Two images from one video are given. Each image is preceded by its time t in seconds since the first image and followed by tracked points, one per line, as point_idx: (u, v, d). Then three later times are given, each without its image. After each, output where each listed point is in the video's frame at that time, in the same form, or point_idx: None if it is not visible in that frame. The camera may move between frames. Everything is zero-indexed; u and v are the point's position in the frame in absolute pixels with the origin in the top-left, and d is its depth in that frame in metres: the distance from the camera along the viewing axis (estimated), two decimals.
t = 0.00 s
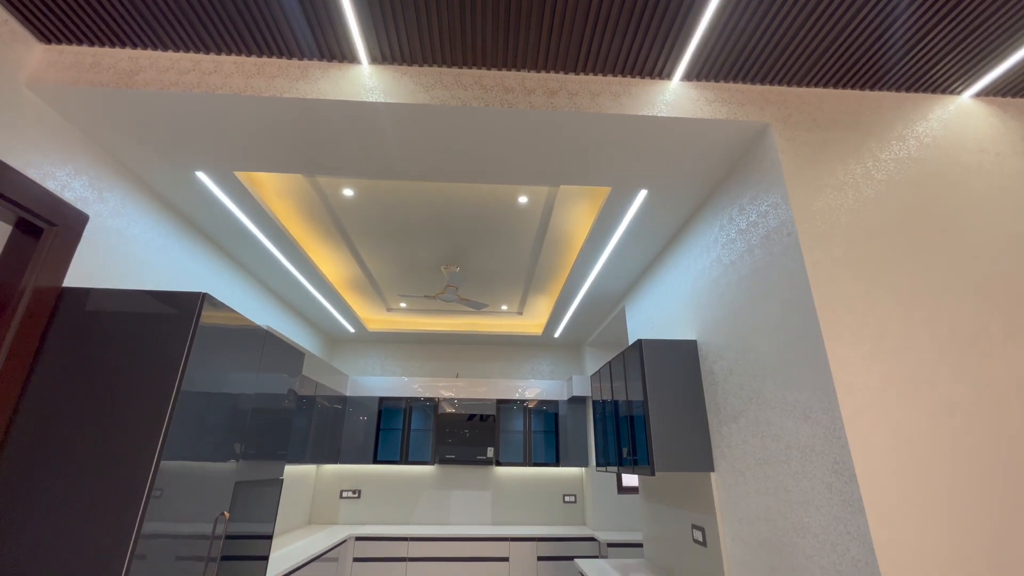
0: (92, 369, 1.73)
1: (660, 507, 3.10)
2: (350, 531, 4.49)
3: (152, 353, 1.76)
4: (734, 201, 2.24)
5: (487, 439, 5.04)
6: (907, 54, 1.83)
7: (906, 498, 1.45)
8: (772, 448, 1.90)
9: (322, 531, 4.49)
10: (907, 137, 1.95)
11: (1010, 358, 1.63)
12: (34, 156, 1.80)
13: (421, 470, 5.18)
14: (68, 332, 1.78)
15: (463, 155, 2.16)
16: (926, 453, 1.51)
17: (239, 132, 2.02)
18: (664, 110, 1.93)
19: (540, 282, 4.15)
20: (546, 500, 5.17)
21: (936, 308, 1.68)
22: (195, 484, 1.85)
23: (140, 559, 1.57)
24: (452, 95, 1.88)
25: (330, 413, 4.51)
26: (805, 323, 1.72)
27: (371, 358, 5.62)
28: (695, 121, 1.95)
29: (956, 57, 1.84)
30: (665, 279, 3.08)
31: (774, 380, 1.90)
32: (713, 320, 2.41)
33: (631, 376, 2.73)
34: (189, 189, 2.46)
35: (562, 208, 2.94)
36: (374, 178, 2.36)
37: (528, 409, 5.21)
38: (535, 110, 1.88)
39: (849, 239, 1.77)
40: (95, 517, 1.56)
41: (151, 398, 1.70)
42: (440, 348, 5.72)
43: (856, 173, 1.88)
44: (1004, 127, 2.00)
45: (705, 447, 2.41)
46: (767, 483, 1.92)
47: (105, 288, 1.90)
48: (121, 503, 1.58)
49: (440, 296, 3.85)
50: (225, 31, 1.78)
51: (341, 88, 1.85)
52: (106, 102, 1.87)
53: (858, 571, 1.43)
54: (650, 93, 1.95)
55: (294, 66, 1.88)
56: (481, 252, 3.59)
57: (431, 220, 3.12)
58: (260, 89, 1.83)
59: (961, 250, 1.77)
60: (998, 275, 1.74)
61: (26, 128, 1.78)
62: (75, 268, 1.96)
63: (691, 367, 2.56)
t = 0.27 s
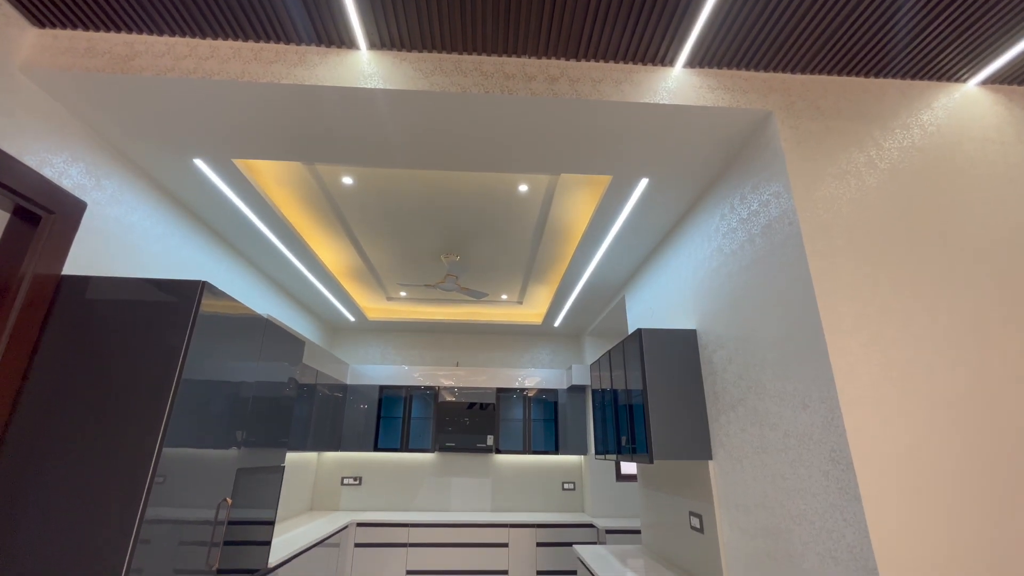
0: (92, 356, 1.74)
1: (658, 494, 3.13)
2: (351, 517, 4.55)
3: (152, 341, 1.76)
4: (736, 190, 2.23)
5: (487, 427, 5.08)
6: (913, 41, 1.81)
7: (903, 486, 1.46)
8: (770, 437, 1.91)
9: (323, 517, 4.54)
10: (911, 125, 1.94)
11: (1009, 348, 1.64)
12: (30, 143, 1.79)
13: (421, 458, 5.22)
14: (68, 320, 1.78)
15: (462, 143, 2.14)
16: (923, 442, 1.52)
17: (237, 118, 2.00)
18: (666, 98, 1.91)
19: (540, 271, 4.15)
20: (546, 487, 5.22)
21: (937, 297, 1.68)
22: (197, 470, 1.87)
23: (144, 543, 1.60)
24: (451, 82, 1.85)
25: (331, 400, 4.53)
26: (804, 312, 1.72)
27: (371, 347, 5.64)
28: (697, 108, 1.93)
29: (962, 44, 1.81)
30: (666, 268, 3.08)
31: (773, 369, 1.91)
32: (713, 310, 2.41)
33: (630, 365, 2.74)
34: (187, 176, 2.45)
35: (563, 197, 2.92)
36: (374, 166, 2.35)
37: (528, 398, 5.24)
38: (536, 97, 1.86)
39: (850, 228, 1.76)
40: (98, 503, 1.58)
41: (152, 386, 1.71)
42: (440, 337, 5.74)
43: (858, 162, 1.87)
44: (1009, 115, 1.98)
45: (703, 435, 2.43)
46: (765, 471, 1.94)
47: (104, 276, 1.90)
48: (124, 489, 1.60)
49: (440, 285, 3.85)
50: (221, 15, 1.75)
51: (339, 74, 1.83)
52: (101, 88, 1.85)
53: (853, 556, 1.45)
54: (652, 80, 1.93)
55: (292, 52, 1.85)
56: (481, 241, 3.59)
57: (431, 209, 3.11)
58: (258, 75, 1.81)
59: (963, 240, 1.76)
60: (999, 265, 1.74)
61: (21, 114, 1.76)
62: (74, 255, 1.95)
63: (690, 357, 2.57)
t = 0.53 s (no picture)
0: (92, 343, 1.74)
1: (656, 481, 3.16)
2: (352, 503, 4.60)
3: (153, 328, 1.77)
4: (737, 177, 2.22)
5: (487, 414, 5.12)
6: (919, 26, 1.78)
7: (899, 472, 1.48)
8: (767, 424, 1.93)
9: (325, 502, 4.60)
10: (915, 112, 1.92)
11: (1007, 336, 1.64)
12: (25, 128, 1.77)
13: (421, 445, 5.27)
14: (68, 307, 1.78)
15: (462, 128, 2.12)
16: (919, 429, 1.53)
17: (234, 104, 1.98)
18: (668, 83, 1.88)
19: (540, 259, 4.14)
20: (545, 473, 5.28)
21: (937, 286, 1.68)
22: (199, 456, 1.88)
23: (148, 527, 1.62)
24: (450, 67, 1.83)
25: (331, 388, 4.55)
26: (803, 300, 1.72)
27: (371, 334, 5.66)
28: (699, 94, 1.91)
29: (969, 30, 1.78)
30: (665, 256, 3.08)
31: (771, 357, 1.92)
32: (713, 298, 2.41)
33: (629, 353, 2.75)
34: (185, 162, 2.43)
35: (563, 185, 2.91)
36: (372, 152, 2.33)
37: (527, 385, 5.27)
38: (536, 82, 1.84)
39: (851, 216, 1.75)
40: (102, 487, 1.60)
41: (152, 372, 1.71)
42: (439, 325, 5.75)
43: (861, 149, 1.85)
44: (1014, 102, 1.95)
45: (700, 422, 2.45)
46: (761, 457, 1.96)
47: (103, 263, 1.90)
48: (126, 475, 1.61)
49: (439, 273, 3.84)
50: None
51: (336, 58, 1.80)
52: (96, 73, 1.82)
53: (848, 541, 1.47)
54: (653, 66, 1.90)
55: (288, 35, 1.82)
56: (481, 229, 3.57)
57: (431, 196, 3.09)
58: (254, 59, 1.78)
59: (965, 228, 1.76)
60: (999, 253, 1.73)
61: (15, 99, 1.74)
62: (72, 242, 1.95)
63: (689, 344, 2.57)
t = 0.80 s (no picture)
0: (92, 329, 1.74)
1: (653, 465, 3.20)
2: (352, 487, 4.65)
3: (152, 315, 1.77)
4: (738, 164, 2.20)
5: (486, 400, 5.15)
6: (926, 9, 1.75)
7: (895, 458, 1.49)
8: (764, 409, 1.94)
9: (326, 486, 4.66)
10: (920, 98, 1.89)
11: (1006, 323, 1.64)
12: (20, 112, 1.75)
13: (422, 430, 5.31)
14: (67, 293, 1.78)
15: (461, 113, 2.09)
16: (916, 416, 1.54)
17: (230, 87, 1.95)
18: (670, 67, 1.86)
19: (540, 246, 4.14)
20: (544, 458, 5.33)
21: (936, 273, 1.68)
22: (200, 441, 1.90)
23: (152, 511, 1.64)
24: (449, 50, 1.80)
25: (332, 374, 4.58)
26: (803, 288, 1.72)
27: (371, 321, 5.67)
28: (701, 78, 1.88)
29: (977, 12, 1.75)
30: (665, 242, 3.07)
31: (769, 344, 1.92)
32: (712, 285, 2.42)
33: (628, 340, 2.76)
34: (181, 147, 2.41)
35: (563, 171, 2.89)
36: (370, 137, 2.30)
37: (526, 372, 5.29)
38: (536, 66, 1.81)
39: (853, 203, 1.74)
40: (105, 471, 1.61)
41: (152, 359, 1.72)
42: (439, 311, 5.76)
43: (864, 135, 1.84)
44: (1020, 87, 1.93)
45: (698, 408, 2.47)
46: (758, 443, 1.98)
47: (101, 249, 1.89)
48: (129, 459, 1.63)
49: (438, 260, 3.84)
50: None
51: (332, 41, 1.77)
52: (89, 56, 1.79)
53: (842, 524, 1.50)
54: (655, 49, 1.88)
55: (284, 17, 1.79)
56: (480, 215, 3.56)
57: (430, 182, 3.07)
58: (250, 42, 1.75)
59: (966, 215, 1.75)
60: (1000, 241, 1.73)
61: (9, 82, 1.72)
62: (69, 227, 1.94)
63: (688, 331, 2.58)
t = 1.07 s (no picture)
0: (93, 314, 1.75)
1: (652, 449, 3.22)
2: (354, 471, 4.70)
3: (152, 300, 1.77)
4: (740, 148, 2.18)
5: (486, 385, 5.19)
6: None
7: (892, 441, 1.50)
8: (762, 394, 1.96)
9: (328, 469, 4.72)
10: (926, 80, 1.87)
11: (1006, 309, 1.64)
12: (13, 95, 1.73)
13: (423, 415, 5.36)
14: (67, 278, 1.78)
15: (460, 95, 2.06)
16: (914, 402, 1.54)
17: (226, 69, 1.93)
18: (672, 49, 1.83)
19: (540, 232, 4.13)
20: (544, 443, 5.39)
21: (937, 259, 1.67)
22: (202, 426, 1.91)
23: (157, 493, 1.67)
24: (448, 31, 1.77)
25: (333, 359, 4.61)
26: (803, 273, 1.72)
27: (371, 307, 5.68)
28: (704, 61, 1.85)
29: None
30: (666, 228, 3.06)
31: (768, 329, 1.93)
32: (712, 270, 2.41)
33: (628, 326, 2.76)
34: (178, 131, 2.38)
35: (564, 155, 2.86)
36: (368, 121, 2.28)
37: (526, 357, 5.32)
38: (536, 48, 1.78)
39: (855, 188, 1.73)
40: (110, 454, 1.63)
41: (153, 344, 1.73)
42: (440, 298, 5.77)
43: (868, 119, 1.82)
44: None
45: (697, 392, 2.49)
46: (756, 427, 2.00)
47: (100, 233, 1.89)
48: (132, 442, 1.64)
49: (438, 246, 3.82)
50: None
51: (329, 22, 1.74)
52: (82, 38, 1.77)
53: (837, 507, 1.52)
54: (658, 30, 1.85)
55: None
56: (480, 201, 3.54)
57: (429, 167, 3.05)
58: (245, 23, 1.72)
59: (970, 200, 1.73)
60: (1003, 225, 1.72)
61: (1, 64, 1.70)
62: (67, 212, 1.93)
63: (687, 316, 2.59)
